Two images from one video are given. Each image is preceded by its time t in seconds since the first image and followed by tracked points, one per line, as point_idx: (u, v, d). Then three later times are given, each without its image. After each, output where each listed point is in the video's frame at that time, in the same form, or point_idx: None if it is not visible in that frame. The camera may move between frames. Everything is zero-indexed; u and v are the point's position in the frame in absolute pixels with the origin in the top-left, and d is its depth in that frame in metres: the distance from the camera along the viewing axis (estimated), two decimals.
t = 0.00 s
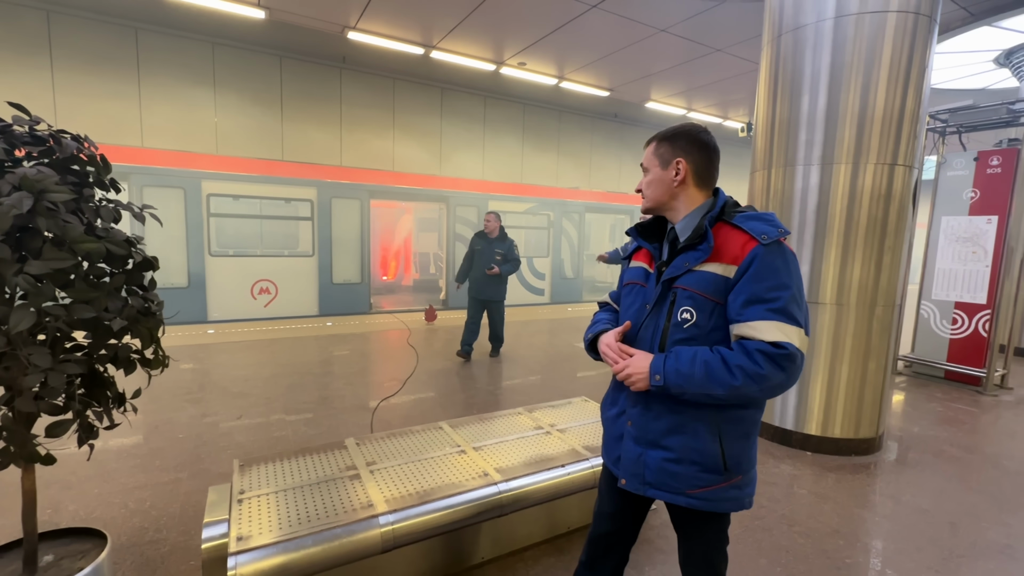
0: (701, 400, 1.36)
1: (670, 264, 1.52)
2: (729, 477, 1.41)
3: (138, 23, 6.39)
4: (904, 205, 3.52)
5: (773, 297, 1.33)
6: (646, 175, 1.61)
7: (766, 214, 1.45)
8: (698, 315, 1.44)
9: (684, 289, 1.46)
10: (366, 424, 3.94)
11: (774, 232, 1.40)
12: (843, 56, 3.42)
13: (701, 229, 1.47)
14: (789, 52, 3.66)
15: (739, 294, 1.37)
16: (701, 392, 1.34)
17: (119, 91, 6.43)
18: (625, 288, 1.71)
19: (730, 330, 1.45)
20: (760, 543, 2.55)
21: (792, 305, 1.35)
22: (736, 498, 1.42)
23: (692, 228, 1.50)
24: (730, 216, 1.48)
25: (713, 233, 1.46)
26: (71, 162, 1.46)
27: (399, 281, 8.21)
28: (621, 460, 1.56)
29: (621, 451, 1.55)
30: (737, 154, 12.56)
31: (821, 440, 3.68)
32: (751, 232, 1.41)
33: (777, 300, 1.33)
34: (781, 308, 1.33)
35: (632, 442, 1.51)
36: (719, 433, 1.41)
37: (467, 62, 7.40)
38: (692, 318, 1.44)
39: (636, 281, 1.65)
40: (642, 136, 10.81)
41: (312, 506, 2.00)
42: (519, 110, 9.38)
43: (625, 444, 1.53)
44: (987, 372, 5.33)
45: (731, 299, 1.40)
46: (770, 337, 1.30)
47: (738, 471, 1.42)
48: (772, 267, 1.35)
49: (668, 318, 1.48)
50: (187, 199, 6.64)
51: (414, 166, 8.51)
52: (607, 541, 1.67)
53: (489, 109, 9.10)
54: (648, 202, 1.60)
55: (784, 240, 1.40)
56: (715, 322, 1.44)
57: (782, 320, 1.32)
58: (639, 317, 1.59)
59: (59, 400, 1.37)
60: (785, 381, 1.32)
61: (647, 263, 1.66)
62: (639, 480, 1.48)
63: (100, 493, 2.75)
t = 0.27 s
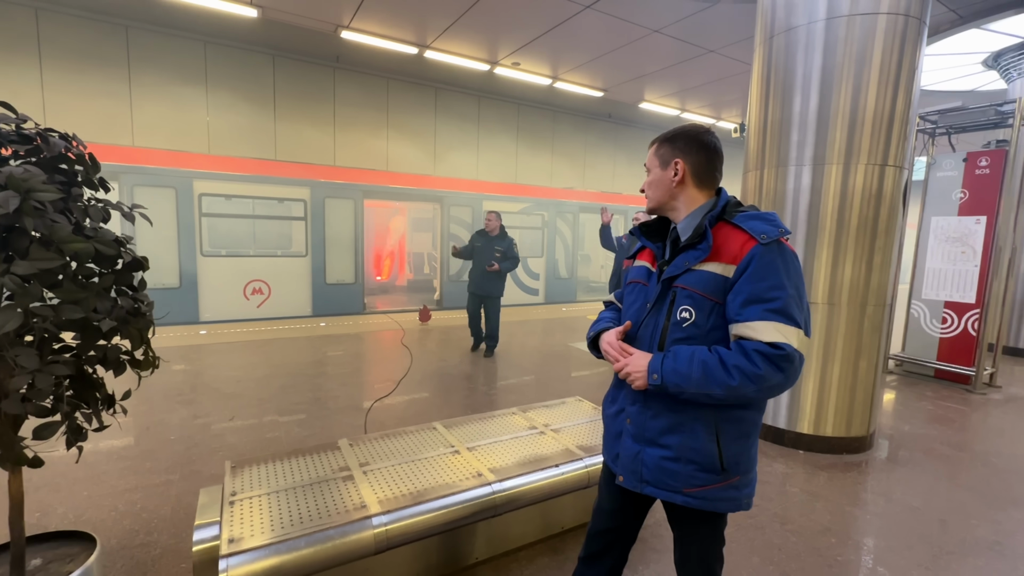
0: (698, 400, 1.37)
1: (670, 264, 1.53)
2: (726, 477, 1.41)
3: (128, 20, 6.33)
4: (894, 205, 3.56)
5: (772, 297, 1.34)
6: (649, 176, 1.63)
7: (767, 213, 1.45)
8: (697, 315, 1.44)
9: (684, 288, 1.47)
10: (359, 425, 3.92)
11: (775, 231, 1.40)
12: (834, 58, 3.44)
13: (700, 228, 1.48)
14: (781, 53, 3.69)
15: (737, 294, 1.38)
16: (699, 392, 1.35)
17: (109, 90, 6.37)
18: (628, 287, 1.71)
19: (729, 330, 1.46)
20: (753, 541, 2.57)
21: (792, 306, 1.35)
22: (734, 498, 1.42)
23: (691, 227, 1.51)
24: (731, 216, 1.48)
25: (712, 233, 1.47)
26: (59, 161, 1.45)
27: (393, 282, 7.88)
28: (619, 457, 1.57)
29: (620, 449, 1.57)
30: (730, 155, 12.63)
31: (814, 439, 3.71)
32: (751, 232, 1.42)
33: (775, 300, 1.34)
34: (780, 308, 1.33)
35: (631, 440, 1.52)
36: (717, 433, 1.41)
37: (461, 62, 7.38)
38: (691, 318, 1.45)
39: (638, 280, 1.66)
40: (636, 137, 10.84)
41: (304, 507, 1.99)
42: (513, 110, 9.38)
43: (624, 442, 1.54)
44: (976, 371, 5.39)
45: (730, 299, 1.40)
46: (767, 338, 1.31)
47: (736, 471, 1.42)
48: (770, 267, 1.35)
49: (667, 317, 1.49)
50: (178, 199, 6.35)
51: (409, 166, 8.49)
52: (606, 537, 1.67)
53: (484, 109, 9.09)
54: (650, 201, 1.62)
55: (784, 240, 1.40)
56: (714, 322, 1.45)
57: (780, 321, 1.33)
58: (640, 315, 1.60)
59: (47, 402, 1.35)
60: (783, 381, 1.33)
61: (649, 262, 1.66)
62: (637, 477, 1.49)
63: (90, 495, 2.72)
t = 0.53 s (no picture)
0: (693, 399, 1.37)
1: (667, 263, 1.53)
2: (721, 476, 1.41)
3: (121, 19, 6.28)
4: (887, 205, 3.58)
5: (768, 298, 1.34)
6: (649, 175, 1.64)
7: (764, 214, 1.46)
8: (693, 314, 1.44)
9: (681, 288, 1.47)
10: (355, 425, 3.91)
11: (771, 232, 1.40)
12: (827, 58, 3.46)
13: (699, 227, 1.48)
14: (775, 54, 3.70)
15: (734, 294, 1.38)
16: (694, 391, 1.35)
17: (101, 89, 6.32)
18: (625, 287, 1.71)
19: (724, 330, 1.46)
20: (748, 540, 2.57)
21: (788, 306, 1.35)
22: (728, 498, 1.43)
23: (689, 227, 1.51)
24: (729, 216, 1.48)
25: (710, 232, 1.47)
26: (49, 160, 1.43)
27: (389, 282, 8.14)
28: (615, 456, 1.57)
29: (615, 447, 1.57)
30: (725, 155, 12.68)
31: (807, 438, 3.73)
32: (748, 232, 1.42)
33: (771, 301, 1.34)
34: (776, 309, 1.34)
35: (626, 438, 1.52)
36: (712, 432, 1.41)
37: (457, 62, 7.37)
38: (688, 317, 1.45)
39: (635, 279, 1.66)
40: (632, 137, 10.85)
41: (298, 509, 1.98)
42: (509, 110, 9.37)
43: (620, 440, 1.54)
44: (968, 370, 5.43)
45: (726, 298, 1.41)
46: (763, 338, 1.31)
47: (730, 471, 1.43)
48: (767, 267, 1.36)
49: (663, 317, 1.49)
50: (172, 199, 6.53)
51: (404, 165, 8.47)
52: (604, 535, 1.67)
53: (479, 109, 9.08)
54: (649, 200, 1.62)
55: (780, 241, 1.41)
56: (710, 322, 1.45)
57: (775, 321, 1.33)
58: (636, 315, 1.60)
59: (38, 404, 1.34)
60: (777, 381, 1.34)
61: (647, 262, 1.66)
62: (631, 476, 1.50)
63: (82, 497, 2.70)
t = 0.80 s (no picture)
0: (695, 398, 1.37)
1: (666, 263, 1.52)
2: (721, 475, 1.42)
3: (118, 19, 6.26)
4: (885, 204, 3.58)
5: (770, 297, 1.34)
6: (645, 174, 1.62)
7: (762, 214, 1.46)
8: (694, 314, 1.44)
9: (680, 288, 1.46)
10: (353, 426, 3.90)
11: (771, 232, 1.41)
12: (825, 59, 3.47)
13: (699, 227, 1.47)
14: (773, 54, 3.71)
15: (735, 294, 1.38)
16: (696, 390, 1.34)
17: (98, 89, 6.30)
18: (621, 287, 1.70)
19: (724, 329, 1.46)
20: (746, 540, 2.58)
21: (788, 306, 1.36)
22: (727, 496, 1.43)
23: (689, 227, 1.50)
24: (727, 216, 1.48)
25: (710, 232, 1.46)
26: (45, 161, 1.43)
27: (387, 282, 8.12)
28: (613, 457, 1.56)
29: (614, 448, 1.56)
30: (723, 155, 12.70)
31: (805, 437, 3.74)
32: (748, 232, 1.42)
33: (772, 300, 1.34)
34: (778, 308, 1.34)
35: (625, 439, 1.52)
36: (712, 432, 1.41)
37: (455, 62, 7.36)
38: (688, 317, 1.44)
39: (632, 279, 1.65)
40: (630, 137, 10.86)
41: (296, 510, 1.97)
42: (507, 110, 9.37)
43: (618, 441, 1.53)
44: (965, 369, 5.45)
45: (727, 298, 1.40)
46: (765, 337, 1.31)
47: (730, 470, 1.43)
48: (768, 267, 1.36)
49: (663, 317, 1.48)
50: (169, 200, 6.48)
51: (402, 165, 8.46)
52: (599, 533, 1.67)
53: (477, 109, 9.07)
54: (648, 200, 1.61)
55: (779, 241, 1.41)
56: (710, 321, 1.45)
57: (777, 320, 1.34)
58: (634, 315, 1.59)
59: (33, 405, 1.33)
60: (779, 380, 1.35)
61: (643, 262, 1.65)
62: (631, 477, 1.49)
63: (78, 499, 2.69)
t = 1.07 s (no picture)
0: (701, 397, 1.36)
1: (667, 264, 1.52)
2: (724, 473, 1.42)
3: (120, 20, 6.28)
4: (886, 204, 3.58)
5: (774, 296, 1.36)
6: (667, 170, 1.52)
7: (761, 214, 1.48)
8: (697, 313, 1.44)
9: (683, 287, 1.46)
10: (355, 426, 3.90)
11: (771, 232, 1.42)
12: (826, 58, 3.46)
13: (703, 227, 1.47)
14: (774, 54, 3.70)
15: (740, 293, 1.38)
16: (704, 390, 1.34)
17: (100, 90, 6.32)
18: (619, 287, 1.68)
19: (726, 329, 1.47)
20: (748, 540, 2.57)
21: (793, 304, 1.37)
22: (730, 494, 1.44)
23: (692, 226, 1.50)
24: (727, 216, 1.48)
25: (713, 232, 1.47)
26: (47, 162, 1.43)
27: (388, 282, 8.08)
28: (614, 459, 1.54)
29: (615, 451, 1.54)
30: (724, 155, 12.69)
31: (807, 437, 3.73)
32: (751, 232, 1.42)
33: (777, 299, 1.36)
34: (782, 307, 1.35)
35: (627, 441, 1.50)
36: (715, 431, 1.42)
37: (456, 62, 7.37)
38: (692, 317, 1.44)
39: (630, 280, 1.64)
40: (631, 138, 10.86)
41: (298, 510, 1.97)
42: (508, 110, 9.37)
43: (620, 443, 1.51)
44: (968, 369, 5.43)
45: (731, 297, 1.41)
46: (772, 335, 1.32)
47: (732, 468, 1.44)
48: (772, 266, 1.37)
49: (666, 317, 1.47)
50: (171, 200, 6.53)
51: (403, 165, 8.46)
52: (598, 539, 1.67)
53: (479, 109, 9.08)
54: (669, 198, 1.52)
55: (780, 241, 1.42)
56: (714, 320, 1.45)
57: (783, 318, 1.35)
58: (635, 315, 1.57)
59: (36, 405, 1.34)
60: (785, 378, 1.35)
61: (640, 263, 1.64)
62: (634, 479, 1.47)
63: (81, 499, 2.69)
